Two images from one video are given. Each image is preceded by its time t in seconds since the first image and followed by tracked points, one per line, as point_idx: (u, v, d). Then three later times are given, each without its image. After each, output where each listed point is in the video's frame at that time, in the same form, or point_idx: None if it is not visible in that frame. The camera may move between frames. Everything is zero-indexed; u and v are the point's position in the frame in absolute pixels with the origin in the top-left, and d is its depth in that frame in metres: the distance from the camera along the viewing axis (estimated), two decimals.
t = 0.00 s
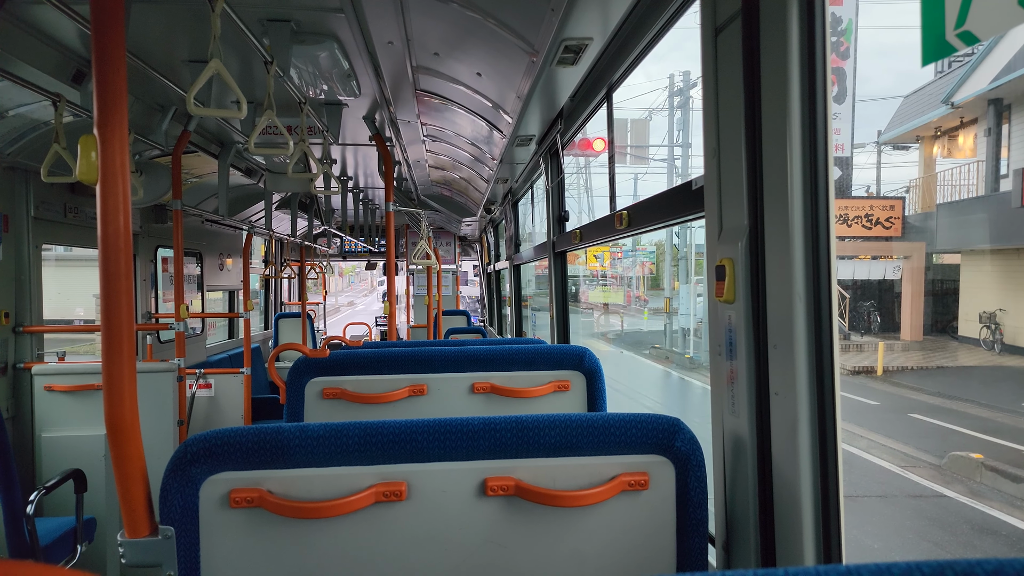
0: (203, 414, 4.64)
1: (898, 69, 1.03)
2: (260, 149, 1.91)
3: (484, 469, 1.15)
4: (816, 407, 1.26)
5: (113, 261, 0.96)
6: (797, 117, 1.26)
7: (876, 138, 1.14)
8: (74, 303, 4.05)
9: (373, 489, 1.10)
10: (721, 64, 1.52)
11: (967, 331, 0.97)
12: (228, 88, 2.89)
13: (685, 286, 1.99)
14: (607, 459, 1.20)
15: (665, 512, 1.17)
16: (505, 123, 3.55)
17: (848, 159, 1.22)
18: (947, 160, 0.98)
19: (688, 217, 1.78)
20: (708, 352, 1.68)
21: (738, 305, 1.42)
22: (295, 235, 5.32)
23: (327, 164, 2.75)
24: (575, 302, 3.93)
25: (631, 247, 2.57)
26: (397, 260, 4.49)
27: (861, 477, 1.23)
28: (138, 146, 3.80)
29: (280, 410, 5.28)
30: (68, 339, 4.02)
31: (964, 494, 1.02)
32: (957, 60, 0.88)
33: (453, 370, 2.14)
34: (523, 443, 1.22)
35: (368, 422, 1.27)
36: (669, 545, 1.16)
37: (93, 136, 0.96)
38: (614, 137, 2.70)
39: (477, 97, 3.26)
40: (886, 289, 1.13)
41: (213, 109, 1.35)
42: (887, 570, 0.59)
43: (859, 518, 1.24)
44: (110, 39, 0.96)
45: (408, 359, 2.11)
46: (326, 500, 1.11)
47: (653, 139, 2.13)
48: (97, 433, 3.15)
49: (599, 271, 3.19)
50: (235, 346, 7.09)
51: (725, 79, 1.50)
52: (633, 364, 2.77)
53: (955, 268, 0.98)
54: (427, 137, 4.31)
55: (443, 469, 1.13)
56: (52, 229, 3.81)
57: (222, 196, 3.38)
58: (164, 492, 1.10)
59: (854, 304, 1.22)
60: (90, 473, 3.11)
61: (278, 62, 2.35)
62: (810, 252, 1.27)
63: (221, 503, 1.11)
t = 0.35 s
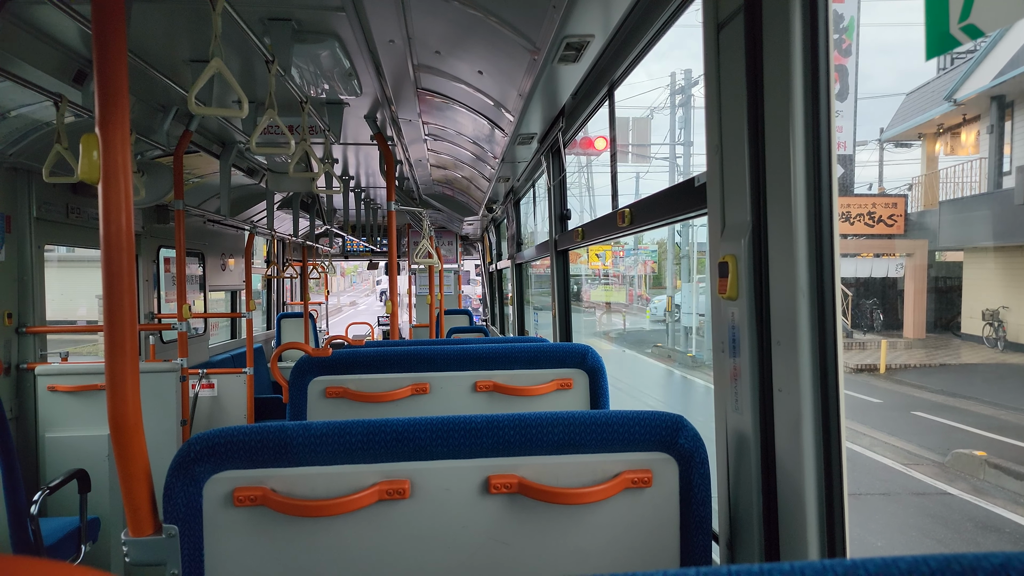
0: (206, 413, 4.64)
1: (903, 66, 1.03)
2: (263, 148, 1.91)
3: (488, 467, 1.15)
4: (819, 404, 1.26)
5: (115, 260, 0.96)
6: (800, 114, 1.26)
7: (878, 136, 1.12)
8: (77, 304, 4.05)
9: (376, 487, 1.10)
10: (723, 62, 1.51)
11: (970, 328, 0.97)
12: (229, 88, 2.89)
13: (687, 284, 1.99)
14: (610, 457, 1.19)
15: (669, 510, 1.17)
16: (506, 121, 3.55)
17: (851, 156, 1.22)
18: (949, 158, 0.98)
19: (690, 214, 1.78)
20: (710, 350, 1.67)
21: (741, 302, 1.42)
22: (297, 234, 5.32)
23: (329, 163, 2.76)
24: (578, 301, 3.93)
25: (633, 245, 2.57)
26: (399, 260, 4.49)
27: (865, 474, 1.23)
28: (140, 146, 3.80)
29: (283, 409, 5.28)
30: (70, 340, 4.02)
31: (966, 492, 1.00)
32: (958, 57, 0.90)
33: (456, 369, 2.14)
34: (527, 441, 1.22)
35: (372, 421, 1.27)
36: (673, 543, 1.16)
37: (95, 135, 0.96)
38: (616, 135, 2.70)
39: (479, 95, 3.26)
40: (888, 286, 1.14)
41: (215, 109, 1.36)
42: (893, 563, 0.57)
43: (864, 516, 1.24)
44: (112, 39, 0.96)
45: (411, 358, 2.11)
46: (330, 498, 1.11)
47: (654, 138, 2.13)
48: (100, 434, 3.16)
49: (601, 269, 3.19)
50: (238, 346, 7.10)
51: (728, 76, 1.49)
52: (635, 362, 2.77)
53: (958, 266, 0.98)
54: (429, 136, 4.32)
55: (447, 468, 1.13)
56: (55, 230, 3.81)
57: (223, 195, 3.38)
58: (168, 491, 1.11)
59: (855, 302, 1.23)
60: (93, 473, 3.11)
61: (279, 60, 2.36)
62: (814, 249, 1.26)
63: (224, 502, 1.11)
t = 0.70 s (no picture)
0: (206, 415, 4.64)
1: (901, 64, 1.03)
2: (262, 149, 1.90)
3: (489, 467, 1.15)
4: (818, 401, 1.26)
5: (114, 261, 0.96)
6: (797, 113, 1.26)
7: (878, 134, 1.13)
8: (76, 306, 4.04)
9: (377, 487, 1.10)
10: (721, 60, 1.52)
11: (971, 324, 0.97)
12: (228, 89, 2.90)
13: (688, 283, 1.99)
14: (611, 456, 1.19)
15: (670, 508, 1.17)
16: (506, 121, 3.55)
17: (849, 154, 1.22)
18: (949, 155, 0.99)
19: (690, 213, 1.79)
20: (710, 348, 1.67)
21: (740, 300, 1.42)
22: (297, 235, 5.32)
23: (328, 164, 2.76)
24: (579, 300, 3.93)
25: (633, 244, 2.57)
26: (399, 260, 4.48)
27: (865, 471, 1.23)
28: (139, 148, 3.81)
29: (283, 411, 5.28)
30: (70, 342, 4.02)
31: (968, 488, 1.01)
32: (954, 57, 0.90)
33: (456, 369, 2.14)
34: (527, 440, 1.22)
35: (372, 421, 1.27)
36: (674, 541, 1.16)
37: (93, 138, 0.96)
38: (615, 135, 2.70)
39: (478, 96, 3.26)
40: (887, 284, 1.14)
41: (213, 110, 1.35)
42: (889, 560, 0.58)
43: (865, 513, 1.24)
44: (109, 41, 0.96)
45: (411, 358, 2.11)
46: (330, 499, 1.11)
47: (654, 137, 2.13)
48: (100, 436, 3.15)
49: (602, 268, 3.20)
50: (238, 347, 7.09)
51: (725, 74, 1.50)
52: (637, 361, 2.77)
53: (957, 262, 0.99)
54: (428, 136, 4.32)
55: (447, 467, 1.13)
56: (54, 232, 3.81)
57: (223, 197, 3.38)
58: (167, 493, 1.10)
59: (856, 300, 1.23)
60: (93, 476, 3.11)
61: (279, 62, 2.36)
62: (812, 247, 1.27)
63: (224, 504, 1.10)
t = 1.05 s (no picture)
0: (208, 417, 4.64)
1: (900, 61, 1.03)
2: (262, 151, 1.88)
3: (491, 468, 1.15)
4: (820, 400, 1.26)
5: (114, 263, 0.96)
6: (798, 112, 1.26)
7: (878, 131, 1.13)
8: (77, 308, 4.04)
9: (379, 489, 1.10)
10: (721, 60, 1.52)
11: (971, 322, 0.97)
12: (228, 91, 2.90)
13: (689, 282, 1.99)
14: (613, 456, 1.19)
15: (672, 507, 1.17)
16: (506, 120, 3.55)
17: (850, 152, 1.22)
18: (949, 153, 0.98)
19: (691, 212, 1.78)
20: (712, 347, 1.67)
21: (742, 299, 1.42)
22: (298, 236, 5.32)
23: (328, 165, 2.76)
24: (580, 300, 3.93)
25: (635, 243, 2.57)
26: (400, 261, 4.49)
27: (867, 470, 1.23)
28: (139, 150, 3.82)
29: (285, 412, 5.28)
30: (71, 344, 4.02)
31: (971, 486, 1.01)
32: (953, 55, 0.91)
33: (458, 369, 2.14)
34: (529, 441, 1.22)
35: (373, 422, 1.27)
36: (677, 541, 1.16)
37: (94, 140, 0.97)
38: (616, 134, 2.70)
39: (478, 96, 3.26)
40: (889, 282, 1.14)
41: (213, 112, 1.35)
42: (891, 560, 0.58)
43: (868, 511, 1.24)
44: (108, 43, 0.96)
45: (413, 359, 2.11)
46: (333, 501, 1.11)
47: (654, 136, 2.13)
48: (102, 438, 3.16)
49: (603, 268, 3.19)
50: (240, 348, 7.10)
51: (725, 73, 1.50)
52: (638, 360, 2.77)
53: (958, 260, 0.98)
54: (428, 137, 4.32)
55: (449, 468, 1.13)
56: (55, 235, 3.81)
57: (224, 198, 3.38)
58: (169, 496, 1.10)
59: (858, 297, 1.22)
60: (96, 478, 3.11)
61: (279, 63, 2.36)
62: (813, 245, 1.27)
63: (226, 506, 1.10)
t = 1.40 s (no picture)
0: (210, 417, 4.65)
1: (903, 62, 1.04)
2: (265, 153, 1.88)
3: (493, 469, 1.15)
4: (824, 401, 1.26)
5: (119, 264, 0.96)
6: (801, 113, 1.26)
7: (879, 132, 1.13)
8: (80, 308, 4.05)
9: (382, 490, 1.10)
10: (724, 61, 1.52)
11: (975, 323, 0.97)
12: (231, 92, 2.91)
13: (691, 282, 1.99)
14: (617, 457, 1.20)
15: (675, 508, 1.17)
16: (508, 121, 3.56)
17: (853, 153, 1.22)
18: (950, 153, 0.98)
19: (693, 213, 1.78)
20: (714, 348, 1.67)
21: (745, 300, 1.42)
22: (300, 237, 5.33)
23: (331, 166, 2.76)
24: (582, 300, 3.93)
25: (636, 244, 2.58)
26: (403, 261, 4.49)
27: (870, 471, 1.23)
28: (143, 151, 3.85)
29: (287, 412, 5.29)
30: (74, 344, 4.03)
31: (974, 487, 1.00)
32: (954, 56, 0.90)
33: (460, 370, 2.15)
34: (531, 442, 1.22)
35: (376, 423, 1.27)
36: (679, 542, 1.16)
37: (99, 142, 0.97)
38: (618, 135, 2.71)
39: (480, 97, 3.27)
40: (892, 283, 1.13)
41: (218, 113, 1.35)
42: (900, 565, 0.58)
43: (871, 513, 1.24)
44: (114, 45, 0.97)
45: (416, 359, 2.12)
46: (336, 501, 1.12)
47: (656, 137, 2.13)
48: (105, 438, 3.16)
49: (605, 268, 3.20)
50: (242, 348, 7.11)
51: (728, 75, 1.50)
52: (640, 361, 2.77)
53: (961, 261, 0.98)
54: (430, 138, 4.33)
55: (453, 469, 1.13)
56: (58, 235, 3.82)
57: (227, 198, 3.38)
58: (173, 496, 1.11)
59: (860, 298, 1.23)
60: (98, 479, 3.11)
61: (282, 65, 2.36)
62: (817, 247, 1.27)
63: (230, 508, 1.11)
